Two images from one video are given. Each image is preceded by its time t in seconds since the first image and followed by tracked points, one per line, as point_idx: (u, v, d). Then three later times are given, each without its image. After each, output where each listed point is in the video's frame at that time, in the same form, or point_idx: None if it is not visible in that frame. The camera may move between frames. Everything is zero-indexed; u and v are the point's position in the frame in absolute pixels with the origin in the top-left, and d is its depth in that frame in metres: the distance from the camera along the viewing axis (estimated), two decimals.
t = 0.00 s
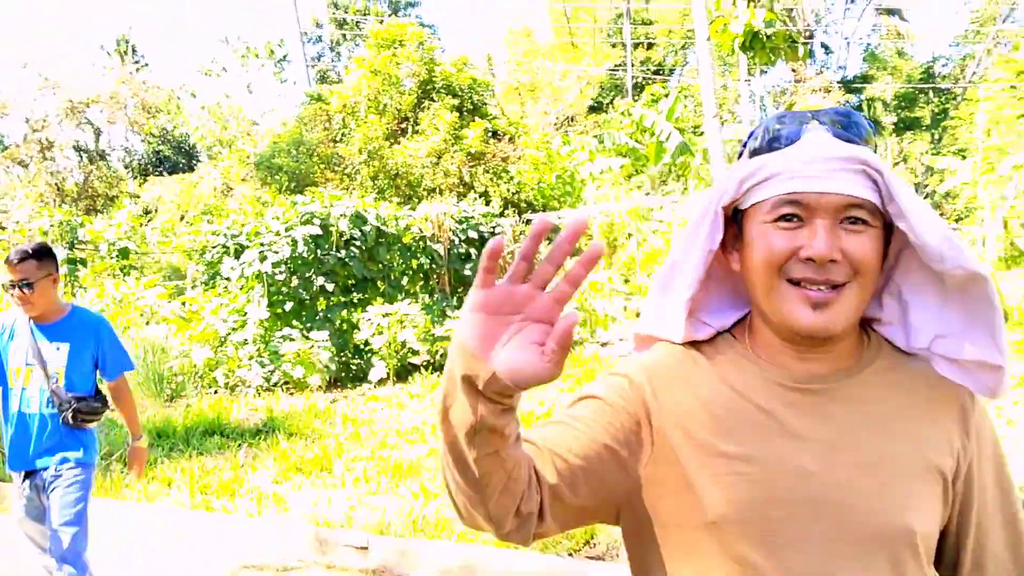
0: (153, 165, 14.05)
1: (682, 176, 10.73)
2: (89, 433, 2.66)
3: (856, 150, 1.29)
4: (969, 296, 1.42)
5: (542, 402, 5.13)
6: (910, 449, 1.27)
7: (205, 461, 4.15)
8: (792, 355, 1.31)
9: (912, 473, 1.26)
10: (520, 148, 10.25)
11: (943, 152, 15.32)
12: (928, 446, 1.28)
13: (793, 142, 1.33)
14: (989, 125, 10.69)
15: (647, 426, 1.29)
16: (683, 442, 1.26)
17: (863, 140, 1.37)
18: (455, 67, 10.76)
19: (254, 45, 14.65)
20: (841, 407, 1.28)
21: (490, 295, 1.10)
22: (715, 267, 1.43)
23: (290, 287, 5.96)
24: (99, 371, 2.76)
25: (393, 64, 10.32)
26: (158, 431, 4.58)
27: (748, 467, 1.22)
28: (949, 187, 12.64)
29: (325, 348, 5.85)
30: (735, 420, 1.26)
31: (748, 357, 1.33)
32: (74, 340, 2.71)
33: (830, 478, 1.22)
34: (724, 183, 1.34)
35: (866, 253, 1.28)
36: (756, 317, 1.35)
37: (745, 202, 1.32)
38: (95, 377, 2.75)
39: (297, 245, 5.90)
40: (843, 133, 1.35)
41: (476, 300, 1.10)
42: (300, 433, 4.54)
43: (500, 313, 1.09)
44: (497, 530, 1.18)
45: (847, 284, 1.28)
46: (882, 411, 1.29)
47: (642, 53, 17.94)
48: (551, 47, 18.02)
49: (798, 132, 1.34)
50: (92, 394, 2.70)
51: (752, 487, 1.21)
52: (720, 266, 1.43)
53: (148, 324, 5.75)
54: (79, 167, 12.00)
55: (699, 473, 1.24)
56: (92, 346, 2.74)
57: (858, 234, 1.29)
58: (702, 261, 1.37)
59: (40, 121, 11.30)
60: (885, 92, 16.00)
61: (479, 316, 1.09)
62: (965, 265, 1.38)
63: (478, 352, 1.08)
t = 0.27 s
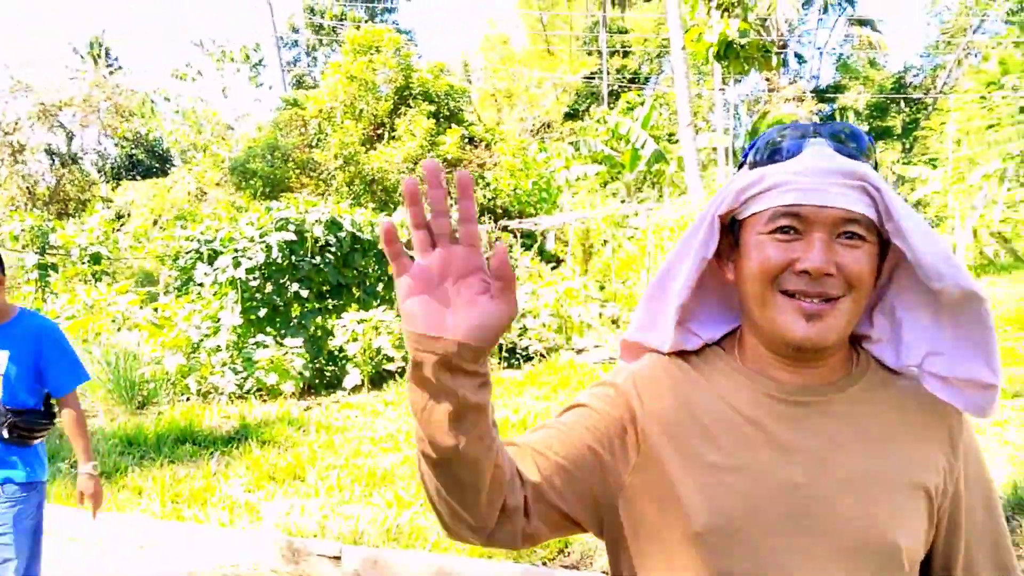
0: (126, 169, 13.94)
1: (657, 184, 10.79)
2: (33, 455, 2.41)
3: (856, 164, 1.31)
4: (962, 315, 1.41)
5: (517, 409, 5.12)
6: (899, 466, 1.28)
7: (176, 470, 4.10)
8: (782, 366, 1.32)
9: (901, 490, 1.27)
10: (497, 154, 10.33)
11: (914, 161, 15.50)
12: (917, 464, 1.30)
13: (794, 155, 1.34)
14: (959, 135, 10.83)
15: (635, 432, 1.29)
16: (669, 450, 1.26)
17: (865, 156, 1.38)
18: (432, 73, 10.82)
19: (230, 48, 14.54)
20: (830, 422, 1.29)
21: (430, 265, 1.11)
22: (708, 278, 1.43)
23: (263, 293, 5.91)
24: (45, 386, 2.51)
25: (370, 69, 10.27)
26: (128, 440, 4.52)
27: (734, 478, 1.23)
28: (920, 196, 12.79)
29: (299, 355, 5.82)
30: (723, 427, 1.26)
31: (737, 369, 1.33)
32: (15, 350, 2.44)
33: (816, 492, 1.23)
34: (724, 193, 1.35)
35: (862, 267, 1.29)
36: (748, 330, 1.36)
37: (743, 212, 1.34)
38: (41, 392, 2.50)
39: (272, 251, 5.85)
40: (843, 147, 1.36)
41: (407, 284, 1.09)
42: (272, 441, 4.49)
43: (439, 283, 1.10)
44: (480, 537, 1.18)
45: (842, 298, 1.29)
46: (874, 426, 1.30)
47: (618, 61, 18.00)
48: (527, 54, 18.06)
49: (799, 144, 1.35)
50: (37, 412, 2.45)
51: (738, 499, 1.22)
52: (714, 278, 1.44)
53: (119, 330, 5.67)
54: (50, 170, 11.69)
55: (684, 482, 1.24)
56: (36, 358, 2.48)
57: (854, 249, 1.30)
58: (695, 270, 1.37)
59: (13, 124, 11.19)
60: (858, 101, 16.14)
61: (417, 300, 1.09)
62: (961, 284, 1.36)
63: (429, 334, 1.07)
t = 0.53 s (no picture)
0: (93, 172, 13.36)
1: (630, 190, 10.81)
2: None
3: (779, 165, 1.31)
4: (905, 309, 1.42)
5: (487, 415, 5.09)
6: (860, 470, 1.26)
7: (140, 477, 4.03)
8: (733, 374, 1.31)
9: (863, 496, 1.25)
10: (469, 159, 10.29)
11: (882, 169, 15.64)
12: (879, 467, 1.28)
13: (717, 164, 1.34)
14: (926, 144, 10.95)
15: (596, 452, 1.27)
16: (631, 467, 1.25)
17: (793, 158, 1.37)
18: (404, 77, 10.77)
19: (200, 50, 14.39)
20: (788, 428, 1.27)
21: (389, 289, 1.07)
22: (653, 294, 1.43)
23: (231, 298, 5.83)
24: None
25: (341, 73, 10.21)
26: (91, 446, 4.44)
27: (696, 492, 1.22)
28: (888, 204, 12.90)
29: (267, 360, 5.77)
30: (681, 441, 1.25)
31: (691, 381, 1.32)
32: None
33: (780, 501, 1.22)
34: (653, 208, 1.36)
35: (800, 268, 1.29)
36: (696, 342, 1.36)
37: (676, 225, 1.34)
38: None
39: (240, 256, 5.78)
40: (771, 152, 1.35)
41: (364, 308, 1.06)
42: (239, 448, 4.43)
43: (397, 308, 1.07)
44: (438, 573, 1.13)
45: (783, 300, 1.28)
46: (831, 430, 1.28)
47: (591, 67, 18.00)
48: (500, 59, 18.09)
49: (722, 152, 1.35)
50: None
51: (701, 513, 1.20)
52: (660, 293, 1.44)
53: (83, 335, 5.57)
54: (16, 172, 11.73)
55: (646, 499, 1.23)
56: None
57: (788, 250, 1.29)
58: (634, 289, 1.38)
59: None
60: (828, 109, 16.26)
61: (376, 323, 1.06)
62: (898, 279, 1.37)
63: (389, 357, 1.04)
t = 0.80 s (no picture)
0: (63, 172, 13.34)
1: (603, 194, 10.83)
2: None
3: (740, 173, 1.31)
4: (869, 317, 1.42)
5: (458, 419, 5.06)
6: (829, 478, 1.28)
7: (105, 482, 3.97)
8: (701, 385, 1.33)
9: (833, 503, 1.27)
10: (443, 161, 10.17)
11: (853, 174, 15.76)
12: (847, 474, 1.30)
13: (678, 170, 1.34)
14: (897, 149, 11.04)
15: (564, 462, 1.29)
16: (602, 478, 1.27)
17: (755, 163, 1.37)
18: (377, 79, 10.73)
19: (171, 50, 14.25)
20: (757, 437, 1.29)
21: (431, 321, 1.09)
22: (618, 303, 1.43)
23: (200, 300, 5.75)
24: None
25: (314, 74, 10.14)
26: (56, 450, 4.37)
27: (667, 503, 1.24)
28: (858, 208, 13.02)
29: (236, 363, 5.73)
30: (651, 453, 1.27)
31: (660, 391, 1.34)
32: None
33: (750, 510, 1.23)
34: (614, 218, 1.35)
35: (764, 276, 1.29)
36: (662, 352, 1.36)
37: (638, 234, 1.34)
38: None
39: (209, 257, 5.72)
40: (730, 158, 1.35)
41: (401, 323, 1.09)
42: (206, 452, 4.38)
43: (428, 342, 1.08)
44: None
45: (748, 308, 1.28)
46: (800, 438, 1.30)
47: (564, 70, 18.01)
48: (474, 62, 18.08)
49: (682, 159, 1.35)
50: None
51: (671, 525, 1.23)
52: (625, 302, 1.44)
53: (49, 338, 5.49)
54: None
55: (618, 511, 1.25)
56: None
57: (753, 258, 1.29)
58: (599, 300, 1.38)
59: None
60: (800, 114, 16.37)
61: (405, 341, 1.08)
62: (860, 286, 1.38)
63: (404, 385, 1.05)
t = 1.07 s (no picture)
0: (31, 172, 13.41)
1: (578, 196, 10.83)
2: None
3: (730, 178, 1.30)
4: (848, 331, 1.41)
5: (431, 422, 5.02)
6: (811, 491, 1.28)
7: (71, 488, 3.89)
8: (680, 396, 1.31)
9: (814, 518, 1.26)
10: (417, 162, 10.10)
11: (825, 177, 15.86)
12: (827, 489, 1.29)
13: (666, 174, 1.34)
14: (868, 153, 11.12)
15: (539, 477, 1.26)
16: (579, 494, 1.24)
17: (742, 169, 1.39)
18: (350, 80, 10.67)
19: (141, 49, 14.07)
20: (739, 450, 1.28)
21: (335, 316, 1.00)
22: (597, 310, 1.43)
23: (169, 302, 5.71)
24: None
25: (287, 74, 10.08)
26: (21, 456, 4.29)
27: (645, 519, 1.22)
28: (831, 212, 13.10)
29: (205, 367, 5.64)
30: (630, 465, 1.25)
31: (639, 402, 1.31)
32: None
33: (732, 525, 1.23)
34: (599, 219, 1.34)
35: (750, 284, 1.28)
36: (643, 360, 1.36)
37: (622, 238, 1.33)
38: None
39: (178, 259, 5.66)
40: (718, 163, 1.36)
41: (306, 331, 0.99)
42: (174, 458, 4.30)
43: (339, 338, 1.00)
44: None
45: (732, 320, 1.27)
46: (781, 452, 1.30)
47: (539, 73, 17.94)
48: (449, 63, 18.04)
49: (669, 162, 1.35)
50: None
51: (650, 540, 1.21)
52: (604, 309, 1.43)
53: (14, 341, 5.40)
54: None
55: (595, 526, 1.22)
56: None
57: (738, 267, 1.29)
58: (580, 304, 1.37)
59: None
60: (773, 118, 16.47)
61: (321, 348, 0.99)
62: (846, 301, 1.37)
63: (334, 394, 0.98)
